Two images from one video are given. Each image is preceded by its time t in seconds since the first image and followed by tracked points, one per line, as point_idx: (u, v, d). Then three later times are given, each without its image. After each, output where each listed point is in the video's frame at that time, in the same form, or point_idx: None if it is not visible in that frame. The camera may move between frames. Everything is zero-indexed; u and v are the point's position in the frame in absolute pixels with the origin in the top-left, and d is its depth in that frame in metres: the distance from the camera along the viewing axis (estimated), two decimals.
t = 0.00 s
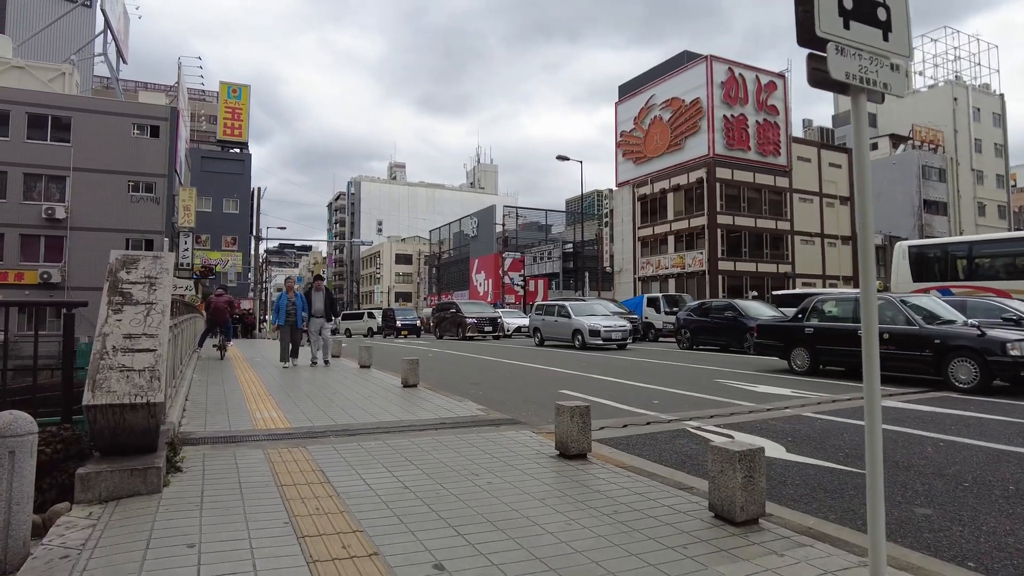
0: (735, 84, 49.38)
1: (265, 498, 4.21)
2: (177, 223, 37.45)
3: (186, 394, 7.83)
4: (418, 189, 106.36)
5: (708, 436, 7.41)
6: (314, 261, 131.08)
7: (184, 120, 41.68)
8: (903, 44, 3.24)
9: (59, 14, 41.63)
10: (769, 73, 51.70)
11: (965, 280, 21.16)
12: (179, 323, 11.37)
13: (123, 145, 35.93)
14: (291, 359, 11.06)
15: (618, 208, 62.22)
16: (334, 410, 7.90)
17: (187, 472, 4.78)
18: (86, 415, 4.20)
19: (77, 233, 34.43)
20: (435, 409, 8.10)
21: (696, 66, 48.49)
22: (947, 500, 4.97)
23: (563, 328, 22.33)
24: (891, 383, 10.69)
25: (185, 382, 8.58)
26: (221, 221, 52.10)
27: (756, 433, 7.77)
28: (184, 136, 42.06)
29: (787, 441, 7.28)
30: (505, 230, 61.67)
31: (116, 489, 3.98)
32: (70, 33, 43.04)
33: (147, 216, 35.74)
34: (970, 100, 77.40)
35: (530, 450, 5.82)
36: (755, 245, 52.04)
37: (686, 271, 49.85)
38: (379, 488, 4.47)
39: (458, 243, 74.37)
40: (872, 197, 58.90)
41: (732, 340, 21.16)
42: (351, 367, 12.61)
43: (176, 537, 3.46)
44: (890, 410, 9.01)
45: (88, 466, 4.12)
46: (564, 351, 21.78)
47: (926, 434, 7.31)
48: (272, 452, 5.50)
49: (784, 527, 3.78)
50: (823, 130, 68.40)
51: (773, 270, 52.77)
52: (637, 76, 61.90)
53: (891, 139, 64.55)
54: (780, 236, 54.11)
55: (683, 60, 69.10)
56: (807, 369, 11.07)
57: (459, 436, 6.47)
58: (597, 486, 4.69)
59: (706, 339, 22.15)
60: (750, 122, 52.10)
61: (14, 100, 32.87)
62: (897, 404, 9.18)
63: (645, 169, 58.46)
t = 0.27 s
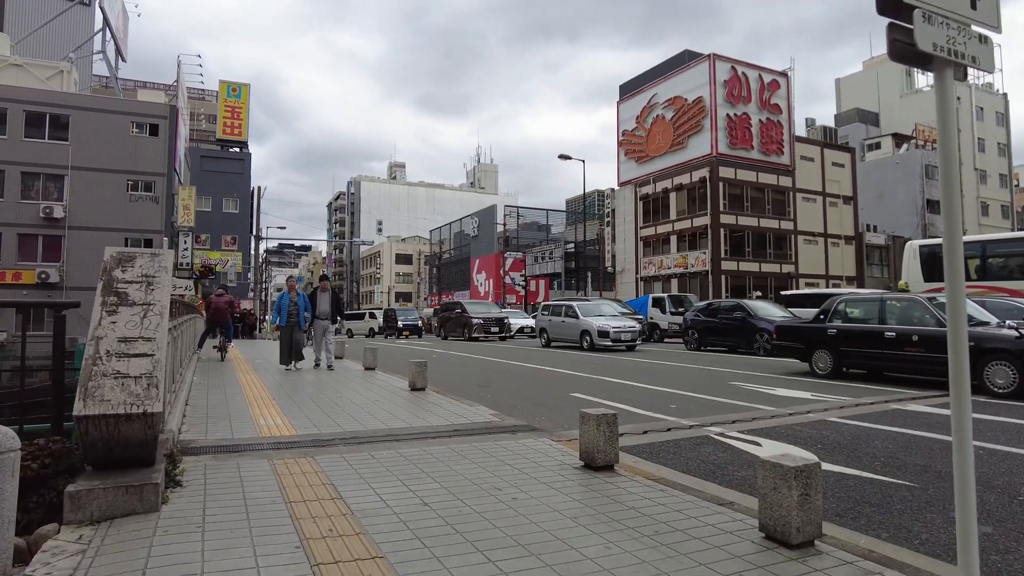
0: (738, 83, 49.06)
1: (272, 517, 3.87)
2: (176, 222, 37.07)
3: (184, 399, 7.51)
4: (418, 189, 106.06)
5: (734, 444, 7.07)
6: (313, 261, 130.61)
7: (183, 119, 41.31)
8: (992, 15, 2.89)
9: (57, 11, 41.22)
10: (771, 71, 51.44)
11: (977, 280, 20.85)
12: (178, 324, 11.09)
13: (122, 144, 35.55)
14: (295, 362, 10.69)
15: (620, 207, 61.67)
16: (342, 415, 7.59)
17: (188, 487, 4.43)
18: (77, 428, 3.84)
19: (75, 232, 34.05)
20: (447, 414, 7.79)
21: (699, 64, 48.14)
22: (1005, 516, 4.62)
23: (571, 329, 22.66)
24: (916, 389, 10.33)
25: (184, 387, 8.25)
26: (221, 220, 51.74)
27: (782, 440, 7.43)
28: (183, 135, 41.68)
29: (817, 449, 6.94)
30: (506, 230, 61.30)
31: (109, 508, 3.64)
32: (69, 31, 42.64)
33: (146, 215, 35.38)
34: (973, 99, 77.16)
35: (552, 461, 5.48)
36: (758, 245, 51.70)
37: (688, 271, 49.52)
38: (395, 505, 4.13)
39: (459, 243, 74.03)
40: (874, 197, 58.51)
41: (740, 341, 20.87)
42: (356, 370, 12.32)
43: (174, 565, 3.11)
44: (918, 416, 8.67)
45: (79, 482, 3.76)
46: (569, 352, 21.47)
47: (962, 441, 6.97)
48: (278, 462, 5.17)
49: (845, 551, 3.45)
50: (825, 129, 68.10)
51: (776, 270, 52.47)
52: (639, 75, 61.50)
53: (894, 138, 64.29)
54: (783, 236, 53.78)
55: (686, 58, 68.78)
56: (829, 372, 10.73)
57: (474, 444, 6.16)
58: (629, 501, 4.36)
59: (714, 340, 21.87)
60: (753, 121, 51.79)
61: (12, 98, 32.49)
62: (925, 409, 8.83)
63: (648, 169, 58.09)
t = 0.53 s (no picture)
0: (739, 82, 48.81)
1: (278, 539, 3.49)
2: (172, 221, 36.58)
3: (181, 404, 7.12)
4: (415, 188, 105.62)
5: (763, 453, 6.70)
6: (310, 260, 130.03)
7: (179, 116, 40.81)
8: None
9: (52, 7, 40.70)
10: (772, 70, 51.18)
11: (989, 280, 20.49)
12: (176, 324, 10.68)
13: (117, 141, 35.05)
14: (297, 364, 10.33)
15: (619, 207, 61.33)
16: (349, 419, 7.22)
17: (186, 505, 4.02)
18: (60, 443, 3.43)
19: (69, 230, 33.55)
20: (458, 420, 7.40)
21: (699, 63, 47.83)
22: None
23: (575, 329, 22.51)
24: (941, 393, 9.95)
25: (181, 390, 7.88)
26: (217, 219, 51.23)
27: (811, 447, 7.05)
28: (179, 132, 41.19)
29: (851, 457, 6.57)
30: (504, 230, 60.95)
31: (96, 534, 3.24)
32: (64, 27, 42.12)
33: (141, 214, 34.90)
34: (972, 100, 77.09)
35: (579, 473, 5.09)
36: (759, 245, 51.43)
37: (688, 271, 49.20)
38: (416, 526, 3.73)
39: (457, 243, 73.65)
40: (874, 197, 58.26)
41: (747, 342, 20.46)
42: (360, 372, 11.94)
43: None
44: (948, 420, 8.31)
45: (63, 503, 3.36)
46: (573, 352, 21.06)
47: (1002, 447, 6.61)
48: (282, 476, 4.76)
49: None
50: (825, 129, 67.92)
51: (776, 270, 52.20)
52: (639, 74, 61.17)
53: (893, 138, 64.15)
54: (782, 236, 53.51)
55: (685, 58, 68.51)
56: (851, 375, 10.36)
57: (492, 452, 5.80)
58: (670, 521, 3.98)
59: (720, 341, 21.47)
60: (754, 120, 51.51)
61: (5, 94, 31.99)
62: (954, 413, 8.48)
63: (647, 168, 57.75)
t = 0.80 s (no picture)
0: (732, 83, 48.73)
1: (277, 571, 3.11)
2: (161, 219, 35.92)
3: (169, 410, 6.74)
4: (407, 188, 105.01)
5: (787, 461, 6.39)
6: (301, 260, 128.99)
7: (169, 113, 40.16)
8: None
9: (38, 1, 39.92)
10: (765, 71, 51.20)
11: (989, 281, 20.36)
12: (164, 324, 10.25)
13: (105, 138, 34.39)
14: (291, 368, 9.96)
15: (612, 207, 61.09)
16: (348, 426, 6.86)
17: (171, 528, 3.62)
18: (29, 464, 2.99)
19: (55, 229, 32.87)
20: (461, 427, 7.04)
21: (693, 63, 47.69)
22: None
23: (573, 330, 22.15)
24: (954, 396, 9.70)
25: (169, 395, 7.50)
26: (206, 218, 50.55)
27: (832, 454, 6.77)
28: (168, 130, 40.51)
29: (876, 464, 6.27)
30: (497, 229, 60.58)
31: (69, 569, 2.84)
32: (50, 22, 41.32)
33: (129, 212, 34.26)
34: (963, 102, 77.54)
35: (600, 487, 4.75)
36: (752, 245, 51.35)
37: (682, 271, 49.03)
38: (427, 554, 3.37)
39: (449, 243, 73.24)
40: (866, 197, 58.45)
41: (748, 343, 20.20)
42: (355, 374, 11.56)
43: None
44: (966, 426, 8.05)
45: (32, 532, 2.96)
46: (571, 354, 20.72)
47: None
48: (279, 493, 4.38)
49: None
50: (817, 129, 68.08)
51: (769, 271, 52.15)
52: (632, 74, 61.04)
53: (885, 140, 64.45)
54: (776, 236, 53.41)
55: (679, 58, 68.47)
56: (863, 378, 10.08)
57: (501, 462, 5.46)
58: (710, 544, 3.65)
59: (719, 342, 21.19)
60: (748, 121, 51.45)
61: None
62: (974, 421, 8.21)
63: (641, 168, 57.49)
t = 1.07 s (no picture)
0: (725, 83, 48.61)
1: None
2: (147, 218, 35.22)
3: (153, 416, 6.32)
4: (398, 187, 104.36)
5: (814, 468, 6.04)
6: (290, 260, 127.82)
7: (155, 109, 39.44)
8: None
9: None
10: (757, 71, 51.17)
11: (988, 280, 20.22)
12: (148, 325, 9.80)
13: (90, 134, 33.65)
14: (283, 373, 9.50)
15: (605, 207, 60.80)
16: (345, 433, 6.45)
17: (150, 554, 3.20)
18: None
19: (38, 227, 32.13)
20: (466, 433, 6.63)
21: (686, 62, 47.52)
22: None
23: (570, 331, 21.80)
24: (971, 397, 9.41)
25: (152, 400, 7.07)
26: (194, 217, 49.81)
27: (857, 460, 6.43)
28: (155, 126, 39.79)
29: (908, 471, 5.92)
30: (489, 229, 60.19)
31: None
32: (34, 17, 40.50)
33: (115, 210, 33.56)
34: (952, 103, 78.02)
35: (626, 501, 4.36)
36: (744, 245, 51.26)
37: (675, 272, 48.81)
38: None
39: (440, 242, 72.72)
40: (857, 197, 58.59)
41: (747, 343, 19.94)
42: (350, 376, 11.13)
43: None
44: (989, 429, 7.75)
45: None
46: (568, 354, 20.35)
47: None
48: (274, 510, 3.96)
49: None
50: (809, 130, 68.22)
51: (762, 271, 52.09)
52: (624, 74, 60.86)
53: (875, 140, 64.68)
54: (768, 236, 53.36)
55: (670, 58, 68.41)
56: (877, 379, 9.75)
57: (512, 472, 5.08)
58: (762, 568, 3.26)
59: (717, 342, 20.92)
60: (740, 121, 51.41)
61: None
62: (996, 423, 7.92)
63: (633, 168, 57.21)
